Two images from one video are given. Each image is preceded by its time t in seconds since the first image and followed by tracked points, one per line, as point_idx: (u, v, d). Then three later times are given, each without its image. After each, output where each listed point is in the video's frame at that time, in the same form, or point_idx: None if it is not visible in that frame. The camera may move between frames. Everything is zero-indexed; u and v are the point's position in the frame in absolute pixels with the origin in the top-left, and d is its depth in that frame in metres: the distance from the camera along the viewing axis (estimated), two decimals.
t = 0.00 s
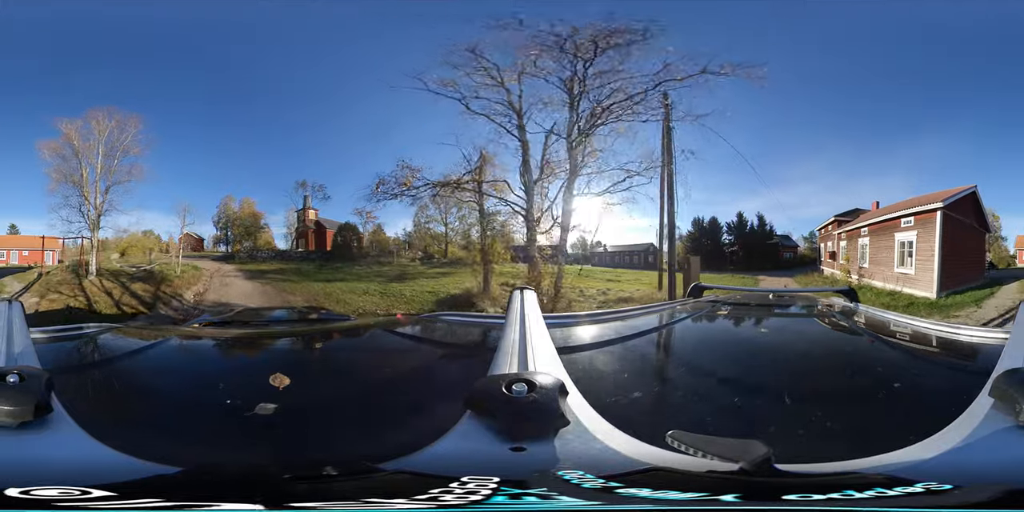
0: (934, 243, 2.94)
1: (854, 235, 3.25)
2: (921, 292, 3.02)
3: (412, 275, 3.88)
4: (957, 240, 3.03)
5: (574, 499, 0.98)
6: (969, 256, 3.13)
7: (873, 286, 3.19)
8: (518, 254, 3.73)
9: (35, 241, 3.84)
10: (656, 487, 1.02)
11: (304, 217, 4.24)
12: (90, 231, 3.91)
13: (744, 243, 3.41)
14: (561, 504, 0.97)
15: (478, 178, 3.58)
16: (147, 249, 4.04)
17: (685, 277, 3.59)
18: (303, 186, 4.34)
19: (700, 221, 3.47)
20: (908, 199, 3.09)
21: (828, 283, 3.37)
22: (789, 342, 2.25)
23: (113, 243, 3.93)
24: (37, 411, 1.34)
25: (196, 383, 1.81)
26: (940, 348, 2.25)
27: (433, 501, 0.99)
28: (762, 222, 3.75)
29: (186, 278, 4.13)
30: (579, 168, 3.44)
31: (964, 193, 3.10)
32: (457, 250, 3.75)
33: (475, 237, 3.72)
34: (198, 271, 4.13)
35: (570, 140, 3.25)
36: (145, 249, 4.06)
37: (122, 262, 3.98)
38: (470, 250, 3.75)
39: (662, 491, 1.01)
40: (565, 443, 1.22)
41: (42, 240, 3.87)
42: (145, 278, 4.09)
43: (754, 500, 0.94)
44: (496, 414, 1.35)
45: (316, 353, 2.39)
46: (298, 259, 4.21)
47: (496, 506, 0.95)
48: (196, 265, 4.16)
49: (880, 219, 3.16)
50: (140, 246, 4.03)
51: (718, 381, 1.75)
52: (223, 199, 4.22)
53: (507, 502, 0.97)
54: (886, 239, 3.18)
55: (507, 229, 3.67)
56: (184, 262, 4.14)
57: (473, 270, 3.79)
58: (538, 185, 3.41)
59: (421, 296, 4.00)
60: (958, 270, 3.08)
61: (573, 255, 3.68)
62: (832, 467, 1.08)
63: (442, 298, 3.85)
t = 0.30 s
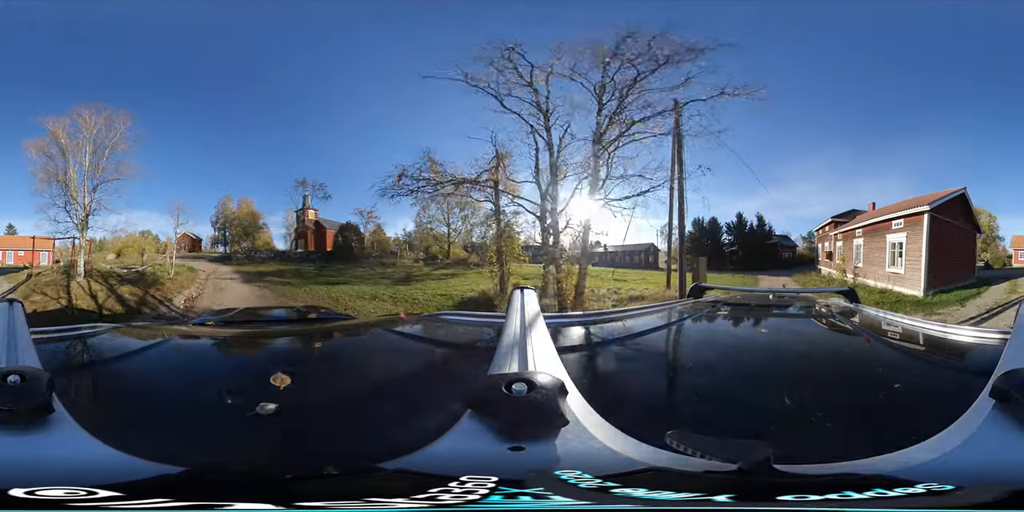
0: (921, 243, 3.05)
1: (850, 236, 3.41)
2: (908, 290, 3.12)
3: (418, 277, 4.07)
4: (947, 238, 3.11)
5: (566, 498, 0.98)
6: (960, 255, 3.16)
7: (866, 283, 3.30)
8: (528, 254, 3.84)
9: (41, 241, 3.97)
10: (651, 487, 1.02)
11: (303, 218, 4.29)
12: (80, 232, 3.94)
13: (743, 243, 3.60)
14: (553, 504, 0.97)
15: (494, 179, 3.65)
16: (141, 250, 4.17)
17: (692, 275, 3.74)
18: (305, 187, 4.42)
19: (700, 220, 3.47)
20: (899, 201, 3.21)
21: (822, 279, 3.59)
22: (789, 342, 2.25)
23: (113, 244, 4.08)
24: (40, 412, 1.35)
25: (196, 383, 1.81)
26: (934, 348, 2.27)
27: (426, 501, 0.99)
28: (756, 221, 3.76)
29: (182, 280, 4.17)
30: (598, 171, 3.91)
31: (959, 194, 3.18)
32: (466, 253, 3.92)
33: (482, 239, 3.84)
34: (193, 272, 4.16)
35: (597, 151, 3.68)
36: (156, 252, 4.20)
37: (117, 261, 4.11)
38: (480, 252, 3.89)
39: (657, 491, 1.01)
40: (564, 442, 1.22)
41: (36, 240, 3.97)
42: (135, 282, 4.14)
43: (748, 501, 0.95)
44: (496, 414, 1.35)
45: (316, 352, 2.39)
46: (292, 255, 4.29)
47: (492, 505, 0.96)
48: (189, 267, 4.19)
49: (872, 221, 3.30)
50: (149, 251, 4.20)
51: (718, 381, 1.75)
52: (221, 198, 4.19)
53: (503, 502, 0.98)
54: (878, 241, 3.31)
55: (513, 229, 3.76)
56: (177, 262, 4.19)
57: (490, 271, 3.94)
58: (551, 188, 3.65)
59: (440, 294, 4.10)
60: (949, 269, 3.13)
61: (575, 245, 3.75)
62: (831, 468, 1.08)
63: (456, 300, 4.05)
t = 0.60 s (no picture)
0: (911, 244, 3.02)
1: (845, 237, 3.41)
2: (897, 289, 3.09)
3: (425, 278, 4.08)
4: (937, 239, 3.10)
5: (566, 499, 0.98)
6: (949, 256, 3.18)
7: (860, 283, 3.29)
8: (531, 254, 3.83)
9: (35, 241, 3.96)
10: (651, 487, 1.02)
11: (303, 219, 4.29)
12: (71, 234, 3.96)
13: (741, 242, 3.63)
14: (552, 504, 0.97)
15: (511, 177, 3.63)
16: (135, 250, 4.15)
17: (697, 275, 3.78)
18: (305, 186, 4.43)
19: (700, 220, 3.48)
20: (895, 202, 3.18)
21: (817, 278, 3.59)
22: (789, 342, 2.26)
23: (105, 247, 4.11)
24: (40, 412, 1.35)
25: (195, 383, 1.81)
26: (932, 347, 2.27)
27: (419, 501, 0.99)
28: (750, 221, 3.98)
29: (173, 283, 4.23)
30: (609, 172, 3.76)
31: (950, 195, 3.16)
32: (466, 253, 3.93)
33: (484, 243, 3.88)
34: (189, 274, 4.23)
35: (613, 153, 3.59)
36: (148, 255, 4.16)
37: (111, 263, 4.15)
38: (484, 251, 3.89)
39: (656, 491, 1.01)
40: (565, 443, 1.21)
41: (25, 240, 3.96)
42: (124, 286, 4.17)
43: (746, 501, 0.95)
44: (496, 414, 1.35)
45: (315, 352, 2.39)
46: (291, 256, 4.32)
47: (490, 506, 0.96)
48: (185, 267, 4.26)
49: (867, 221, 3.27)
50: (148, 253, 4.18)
51: (718, 381, 1.76)
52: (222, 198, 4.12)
53: (500, 502, 0.98)
54: (872, 241, 3.27)
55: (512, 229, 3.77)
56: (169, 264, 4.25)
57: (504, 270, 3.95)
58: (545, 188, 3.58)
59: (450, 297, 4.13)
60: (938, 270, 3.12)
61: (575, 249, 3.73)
62: (834, 467, 1.08)
63: (473, 303, 4.06)
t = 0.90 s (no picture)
0: (901, 244, 3.14)
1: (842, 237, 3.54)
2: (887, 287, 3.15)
3: (434, 278, 4.03)
4: (926, 240, 3.17)
5: (564, 499, 0.98)
6: (941, 256, 3.18)
7: (854, 282, 3.33)
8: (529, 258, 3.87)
9: (25, 243, 3.92)
10: (655, 488, 1.02)
11: (303, 218, 4.35)
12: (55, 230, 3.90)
13: (740, 243, 3.69)
14: (548, 505, 0.97)
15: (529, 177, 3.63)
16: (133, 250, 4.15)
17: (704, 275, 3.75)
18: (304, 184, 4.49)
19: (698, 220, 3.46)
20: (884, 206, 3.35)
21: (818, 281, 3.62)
22: (790, 342, 2.25)
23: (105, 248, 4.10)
24: (42, 412, 1.35)
25: (195, 383, 1.80)
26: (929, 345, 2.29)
27: (399, 501, 0.99)
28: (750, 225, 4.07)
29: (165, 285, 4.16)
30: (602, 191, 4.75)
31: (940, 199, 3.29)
32: (467, 255, 3.91)
33: (484, 244, 3.86)
34: (184, 276, 4.19)
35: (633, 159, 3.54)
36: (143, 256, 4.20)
37: (105, 263, 4.09)
38: (488, 252, 3.86)
39: (662, 492, 1.01)
40: (566, 444, 1.21)
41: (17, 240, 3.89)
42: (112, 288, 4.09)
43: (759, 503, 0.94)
44: (496, 416, 1.34)
45: (314, 352, 2.39)
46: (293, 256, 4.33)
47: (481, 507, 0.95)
48: (183, 268, 4.25)
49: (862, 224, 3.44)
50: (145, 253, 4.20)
51: (718, 382, 1.75)
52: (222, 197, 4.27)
53: (492, 503, 0.98)
54: (867, 243, 3.43)
55: (516, 231, 3.78)
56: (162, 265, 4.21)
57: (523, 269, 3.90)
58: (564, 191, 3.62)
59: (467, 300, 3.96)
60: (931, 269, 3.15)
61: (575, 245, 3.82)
62: (839, 468, 1.08)
63: (491, 303, 3.93)
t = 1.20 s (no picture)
0: (892, 245, 3.18)
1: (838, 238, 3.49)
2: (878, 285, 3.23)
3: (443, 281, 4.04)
4: (916, 240, 3.24)
5: (561, 500, 0.98)
6: (933, 258, 3.22)
7: (852, 282, 3.40)
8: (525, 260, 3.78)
9: (17, 241, 3.89)
10: (654, 488, 1.02)
11: (303, 218, 4.35)
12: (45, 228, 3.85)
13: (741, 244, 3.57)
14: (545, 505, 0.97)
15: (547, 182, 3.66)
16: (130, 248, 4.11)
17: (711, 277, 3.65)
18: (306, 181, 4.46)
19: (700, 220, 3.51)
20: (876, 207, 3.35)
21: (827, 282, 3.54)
22: (790, 343, 2.26)
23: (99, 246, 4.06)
24: (43, 412, 1.35)
25: (195, 383, 1.80)
26: (927, 345, 2.30)
27: (393, 501, 0.99)
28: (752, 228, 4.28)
29: (157, 285, 4.17)
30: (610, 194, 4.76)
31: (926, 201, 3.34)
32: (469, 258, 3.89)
33: (486, 244, 3.83)
34: (176, 276, 4.21)
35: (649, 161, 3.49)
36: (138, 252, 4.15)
37: (98, 262, 4.06)
38: (492, 253, 3.86)
39: (661, 492, 1.01)
40: (565, 444, 1.21)
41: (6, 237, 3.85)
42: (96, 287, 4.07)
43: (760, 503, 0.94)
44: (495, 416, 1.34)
45: (314, 352, 2.38)
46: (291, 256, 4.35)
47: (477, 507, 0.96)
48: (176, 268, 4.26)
49: (856, 225, 3.42)
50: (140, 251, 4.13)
51: (719, 382, 1.76)
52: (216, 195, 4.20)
53: (488, 503, 0.98)
54: (860, 243, 3.43)
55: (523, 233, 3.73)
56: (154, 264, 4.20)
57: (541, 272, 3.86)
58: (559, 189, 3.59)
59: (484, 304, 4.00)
60: (923, 269, 3.21)
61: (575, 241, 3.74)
62: (841, 468, 1.08)
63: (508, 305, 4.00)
